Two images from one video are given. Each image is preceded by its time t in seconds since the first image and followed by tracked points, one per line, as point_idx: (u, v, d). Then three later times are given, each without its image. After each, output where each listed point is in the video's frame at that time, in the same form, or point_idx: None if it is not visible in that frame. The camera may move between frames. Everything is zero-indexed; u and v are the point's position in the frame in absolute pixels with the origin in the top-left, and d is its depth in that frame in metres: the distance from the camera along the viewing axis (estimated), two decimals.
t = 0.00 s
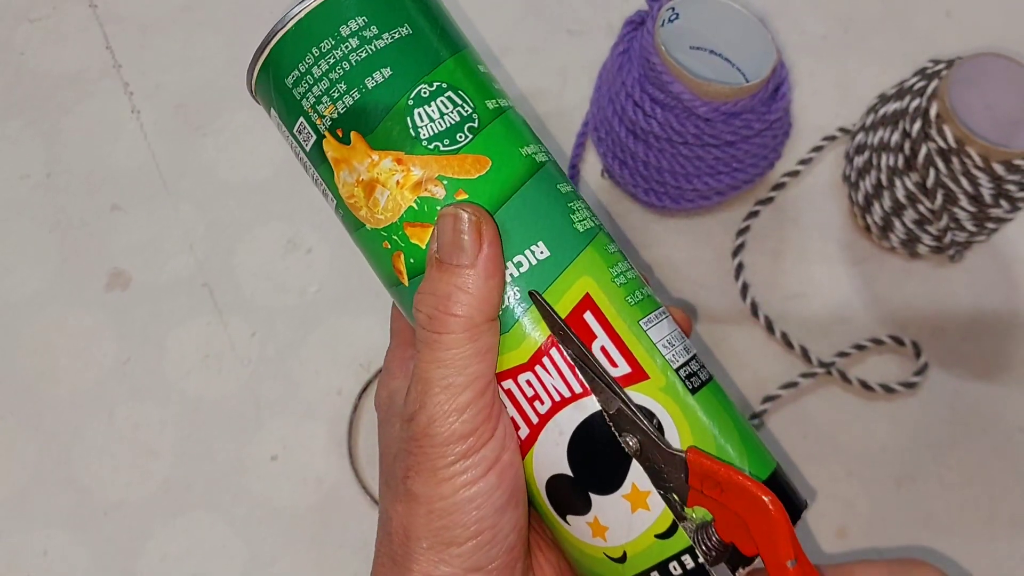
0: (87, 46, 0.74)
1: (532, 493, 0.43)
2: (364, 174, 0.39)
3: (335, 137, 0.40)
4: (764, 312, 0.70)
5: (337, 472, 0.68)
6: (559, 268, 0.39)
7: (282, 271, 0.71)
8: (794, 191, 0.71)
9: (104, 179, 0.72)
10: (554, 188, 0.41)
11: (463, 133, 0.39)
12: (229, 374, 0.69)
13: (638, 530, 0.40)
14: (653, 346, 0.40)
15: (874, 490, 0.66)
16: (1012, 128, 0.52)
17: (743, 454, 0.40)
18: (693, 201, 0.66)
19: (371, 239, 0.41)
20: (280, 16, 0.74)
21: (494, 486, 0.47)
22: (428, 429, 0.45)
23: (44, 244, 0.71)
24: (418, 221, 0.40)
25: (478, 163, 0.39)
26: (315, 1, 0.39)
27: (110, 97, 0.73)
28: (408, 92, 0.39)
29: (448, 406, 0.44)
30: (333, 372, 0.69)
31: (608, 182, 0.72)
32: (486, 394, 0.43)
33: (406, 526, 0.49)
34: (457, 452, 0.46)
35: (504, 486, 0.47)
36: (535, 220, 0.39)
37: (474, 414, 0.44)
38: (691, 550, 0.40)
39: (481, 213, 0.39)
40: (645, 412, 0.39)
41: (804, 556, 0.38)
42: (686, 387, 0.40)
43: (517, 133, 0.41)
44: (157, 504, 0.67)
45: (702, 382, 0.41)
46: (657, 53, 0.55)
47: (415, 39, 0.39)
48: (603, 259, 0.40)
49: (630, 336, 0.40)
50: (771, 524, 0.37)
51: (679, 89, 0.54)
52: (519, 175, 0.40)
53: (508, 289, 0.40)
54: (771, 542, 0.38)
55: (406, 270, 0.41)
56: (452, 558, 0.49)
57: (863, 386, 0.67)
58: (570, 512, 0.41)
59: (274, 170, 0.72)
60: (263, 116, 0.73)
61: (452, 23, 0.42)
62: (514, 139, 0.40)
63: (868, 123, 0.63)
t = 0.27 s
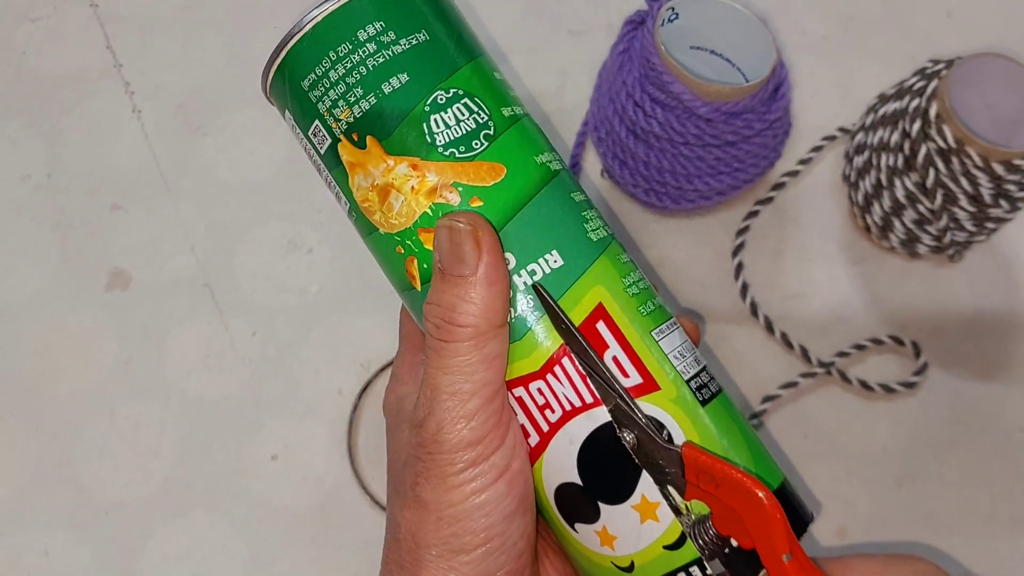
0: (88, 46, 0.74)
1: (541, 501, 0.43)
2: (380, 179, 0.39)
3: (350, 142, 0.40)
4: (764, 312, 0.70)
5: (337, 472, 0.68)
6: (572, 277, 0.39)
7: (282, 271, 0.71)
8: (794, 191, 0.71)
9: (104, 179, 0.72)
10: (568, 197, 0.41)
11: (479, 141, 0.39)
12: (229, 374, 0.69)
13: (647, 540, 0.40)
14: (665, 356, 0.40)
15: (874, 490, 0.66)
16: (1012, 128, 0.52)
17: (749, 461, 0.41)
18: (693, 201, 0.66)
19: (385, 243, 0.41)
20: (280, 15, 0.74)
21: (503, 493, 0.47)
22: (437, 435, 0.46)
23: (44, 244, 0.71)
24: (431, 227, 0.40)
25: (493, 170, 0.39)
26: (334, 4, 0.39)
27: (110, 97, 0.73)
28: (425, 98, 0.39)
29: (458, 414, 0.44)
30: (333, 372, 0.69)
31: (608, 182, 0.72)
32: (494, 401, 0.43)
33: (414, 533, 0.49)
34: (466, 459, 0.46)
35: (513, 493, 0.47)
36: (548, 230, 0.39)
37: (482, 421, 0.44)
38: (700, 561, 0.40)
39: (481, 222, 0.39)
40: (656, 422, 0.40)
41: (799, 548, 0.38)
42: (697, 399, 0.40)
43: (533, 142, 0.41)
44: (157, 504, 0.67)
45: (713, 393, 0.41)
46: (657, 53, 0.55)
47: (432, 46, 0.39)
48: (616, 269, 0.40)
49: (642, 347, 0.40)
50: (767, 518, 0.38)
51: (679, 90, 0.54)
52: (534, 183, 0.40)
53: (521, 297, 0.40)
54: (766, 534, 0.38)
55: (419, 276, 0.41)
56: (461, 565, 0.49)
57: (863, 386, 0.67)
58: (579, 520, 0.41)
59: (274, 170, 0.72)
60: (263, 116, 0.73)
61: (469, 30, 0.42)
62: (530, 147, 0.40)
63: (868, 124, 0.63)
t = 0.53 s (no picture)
0: (87, 45, 0.74)
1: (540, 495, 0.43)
2: (381, 169, 0.39)
3: (351, 131, 0.39)
4: (763, 312, 0.70)
5: (337, 473, 0.68)
6: (574, 269, 0.39)
7: (281, 271, 0.71)
8: (794, 191, 0.71)
9: (103, 179, 0.72)
10: (569, 189, 0.41)
11: (481, 131, 0.39)
12: (228, 374, 0.69)
13: (647, 533, 0.40)
14: (665, 348, 0.40)
15: (873, 490, 0.66)
16: (1010, 128, 0.52)
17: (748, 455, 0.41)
18: (693, 202, 0.66)
19: (385, 234, 0.41)
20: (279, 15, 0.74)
21: (503, 485, 0.47)
22: (439, 426, 0.45)
23: (43, 243, 0.71)
24: (433, 217, 0.40)
25: (495, 161, 0.39)
26: None
27: (109, 97, 0.73)
28: (427, 88, 0.39)
29: (460, 405, 0.44)
30: (333, 372, 0.69)
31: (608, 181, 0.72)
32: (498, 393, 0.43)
33: (413, 525, 0.49)
34: (467, 451, 0.46)
35: (513, 486, 0.47)
36: (550, 221, 0.40)
37: (485, 412, 0.44)
38: (699, 555, 0.40)
39: (492, 213, 0.39)
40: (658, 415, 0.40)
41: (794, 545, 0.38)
42: (697, 391, 0.40)
43: (534, 133, 0.41)
44: (156, 504, 0.67)
45: (713, 386, 0.41)
46: (656, 53, 0.55)
47: (434, 35, 0.39)
48: (617, 261, 0.41)
49: (642, 338, 0.40)
50: (764, 514, 0.38)
51: (679, 90, 0.54)
52: (536, 174, 0.40)
53: (522, 290, 0.40)
54: (763, 531, 0.38)
55: (420, 267, 0.41)
56: (459, 558, 0.49)
57: (863, 387, 0.67)
58: (579, 513, 0.41)
59: (273, 170, 0.72)
60: (263, 115, 0.73)
61: (471, 21, 0.42)
62: (531, 138, 0.40)
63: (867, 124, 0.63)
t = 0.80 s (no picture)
0: (87, 46, 0.74)
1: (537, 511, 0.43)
2: (381, 189, 0.39)
3: (352, 152, 0.39)
4: (762, 312, 0.70)
5: (337, 473, 0.68)
6: (572, 287, 0.40)
7: (281, 272, 0.71)
8: (793, 192, 0.71)
9: (103, 180, 0.72)
10: (566, 208, 0.41)
11: (480, 152, 0.39)
12: (228, 375, 0.69)
13: (643, 548, 0.40)
14: (661, 365, 0.41)
15: (873, 491, 0.66)
16: (1011, 129, 0.52)
17: (743, 471, 0.41)
18: (693, 202, 0.66)
19: (384, 253, 0.41)
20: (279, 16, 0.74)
21: (502, 501, 0.46)
22: (438, 443, 0.45)
23: (43, 244, 0.71)
24: (433, 236, 0.40)
25: (494, 181, 0.39)
26: (336, 17, 0.39)
27: (109, 98, 0.73)
28: (427, 110, 0.39)
29: (459, 421, 0.44)
30: (332, 373, 0.69)
31: (607, 183, 0.72)
32: (497, 408, 0.43)
33: (412, 539, 0.49)
34: (465, 467, 0.45)
35: (512, 501, 0.46)
36: (548, 240, 0.40)
37: (484, 429, 0.43)
38: (694, 569, 0.40)
39: (494, 231, 0.39)
40: (655, 431, 0.40)
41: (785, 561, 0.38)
42: (692, 408, 0.41)
43: (532, 154, 0.41)
44: (156, 506, 0.67)
45: (707, 403, 0.42)
46: (656, 54, 0.55)
47: (433, 59, 0.40)
48: (613, 279, 0.41)
49: (640, 356, 0.40)
50: (754, 530, 0.38)
51: (679, 90, 0.54)
52: (535, 194, 0.40)
53: (520, 308, 0.40)
54: (753, 547, 0.38)
55: (419, 285, 0.41)
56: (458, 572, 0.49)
57: (863, 387, 0.67)
58: (576, 528, 0.41)
59: (273, 171, 0.72)
60: (263, 116, 0.73)
61: (467, 43, 0.43)
62: (529, 159, 0.41)
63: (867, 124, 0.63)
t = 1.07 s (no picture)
0: (87, 46, 0.74)
1: (539, 516, 0.43)
2: (392, 189, 0.39)
3: (363, 150, 0.39)
4: (762, 312, 0.70)
5: (337, 473, 0.68)
6: (580, 293, 0.40)
7: (281, 271, 0.71)
8: (793, 192, 0.71)
9: (104, 180, 0.72)
10: (575, 214, 0.41)
11: (491, 155, 0.40)
12: (228, 375, 0.69)
13: (645, 553, 0.40)
14: (667, 371, 0.41)
15: (873, 491, 0.66)
16: (1012, 129, 0.51)
17: (744, 479, 0.41)
18: (693, 202, 0.66)
19: (393, 253, 0.41)
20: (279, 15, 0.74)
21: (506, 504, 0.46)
22: (444, 445, 0.45)
23: (43, 244, 0.71)
24: (443, 238, 0.40)
25: (505, 184, 0.39)
26: (351, 15, 0.39)
27: (109, 98, 0.73)
28: (440, 111, 0.39)
29: (466, 424, 0.43)
30: (333, 373, 0.69)
31: (608, 183, 0.72)
32: (504, 411, 0.42)
33: (415, 539, 0.48)
34: (471, 469, 0.45)
35: (516, 504, 0.46)
36: (557, 245, 0.40)
37: (490, 432, 0.43)
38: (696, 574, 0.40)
39: (510, 235, 0.39)
40: (661, 437, 0.40)
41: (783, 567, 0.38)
42: (697, 414, 0.41)
43: (543, 158, 0.41)
44: (156, 505, 0.67)
45: (712, 410, 0.42)
46: (656, 53, 0.55)
47: (447, 60, 0.40)
48: (620, 285, 0.41)
49: (647, 361, 0.40)
50: (754, 538, 0.38)
51: (679, 90, 0.54)
52: (545, 198, 0.40)
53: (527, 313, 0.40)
54: (753, 555, 0.38)
55: (428, 286, 0.41)
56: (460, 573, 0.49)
57: (862, 386, 0.67)
58: (577, 532, 0.41)
59: (274, 171, 0.72)
60: (263, 116, 0.73)
61: (480, 46, 0.43)
62: (541, 163, 0.41)
63: (867, 124, 0.63)
